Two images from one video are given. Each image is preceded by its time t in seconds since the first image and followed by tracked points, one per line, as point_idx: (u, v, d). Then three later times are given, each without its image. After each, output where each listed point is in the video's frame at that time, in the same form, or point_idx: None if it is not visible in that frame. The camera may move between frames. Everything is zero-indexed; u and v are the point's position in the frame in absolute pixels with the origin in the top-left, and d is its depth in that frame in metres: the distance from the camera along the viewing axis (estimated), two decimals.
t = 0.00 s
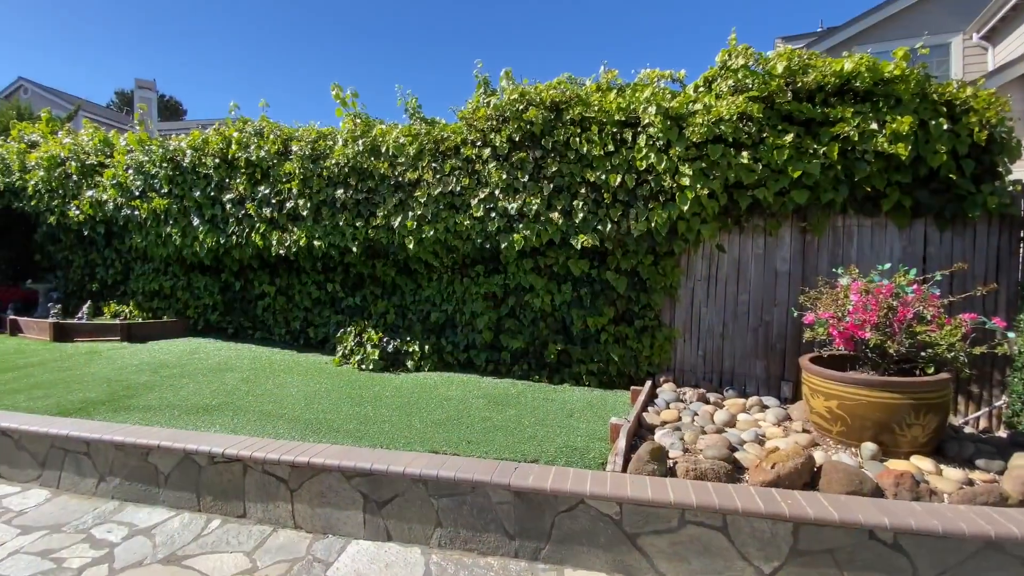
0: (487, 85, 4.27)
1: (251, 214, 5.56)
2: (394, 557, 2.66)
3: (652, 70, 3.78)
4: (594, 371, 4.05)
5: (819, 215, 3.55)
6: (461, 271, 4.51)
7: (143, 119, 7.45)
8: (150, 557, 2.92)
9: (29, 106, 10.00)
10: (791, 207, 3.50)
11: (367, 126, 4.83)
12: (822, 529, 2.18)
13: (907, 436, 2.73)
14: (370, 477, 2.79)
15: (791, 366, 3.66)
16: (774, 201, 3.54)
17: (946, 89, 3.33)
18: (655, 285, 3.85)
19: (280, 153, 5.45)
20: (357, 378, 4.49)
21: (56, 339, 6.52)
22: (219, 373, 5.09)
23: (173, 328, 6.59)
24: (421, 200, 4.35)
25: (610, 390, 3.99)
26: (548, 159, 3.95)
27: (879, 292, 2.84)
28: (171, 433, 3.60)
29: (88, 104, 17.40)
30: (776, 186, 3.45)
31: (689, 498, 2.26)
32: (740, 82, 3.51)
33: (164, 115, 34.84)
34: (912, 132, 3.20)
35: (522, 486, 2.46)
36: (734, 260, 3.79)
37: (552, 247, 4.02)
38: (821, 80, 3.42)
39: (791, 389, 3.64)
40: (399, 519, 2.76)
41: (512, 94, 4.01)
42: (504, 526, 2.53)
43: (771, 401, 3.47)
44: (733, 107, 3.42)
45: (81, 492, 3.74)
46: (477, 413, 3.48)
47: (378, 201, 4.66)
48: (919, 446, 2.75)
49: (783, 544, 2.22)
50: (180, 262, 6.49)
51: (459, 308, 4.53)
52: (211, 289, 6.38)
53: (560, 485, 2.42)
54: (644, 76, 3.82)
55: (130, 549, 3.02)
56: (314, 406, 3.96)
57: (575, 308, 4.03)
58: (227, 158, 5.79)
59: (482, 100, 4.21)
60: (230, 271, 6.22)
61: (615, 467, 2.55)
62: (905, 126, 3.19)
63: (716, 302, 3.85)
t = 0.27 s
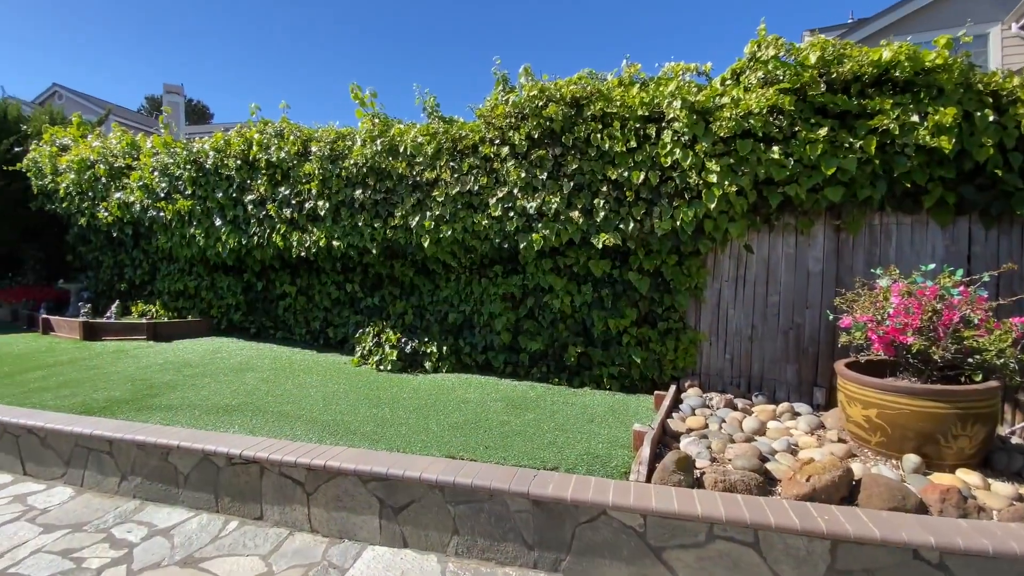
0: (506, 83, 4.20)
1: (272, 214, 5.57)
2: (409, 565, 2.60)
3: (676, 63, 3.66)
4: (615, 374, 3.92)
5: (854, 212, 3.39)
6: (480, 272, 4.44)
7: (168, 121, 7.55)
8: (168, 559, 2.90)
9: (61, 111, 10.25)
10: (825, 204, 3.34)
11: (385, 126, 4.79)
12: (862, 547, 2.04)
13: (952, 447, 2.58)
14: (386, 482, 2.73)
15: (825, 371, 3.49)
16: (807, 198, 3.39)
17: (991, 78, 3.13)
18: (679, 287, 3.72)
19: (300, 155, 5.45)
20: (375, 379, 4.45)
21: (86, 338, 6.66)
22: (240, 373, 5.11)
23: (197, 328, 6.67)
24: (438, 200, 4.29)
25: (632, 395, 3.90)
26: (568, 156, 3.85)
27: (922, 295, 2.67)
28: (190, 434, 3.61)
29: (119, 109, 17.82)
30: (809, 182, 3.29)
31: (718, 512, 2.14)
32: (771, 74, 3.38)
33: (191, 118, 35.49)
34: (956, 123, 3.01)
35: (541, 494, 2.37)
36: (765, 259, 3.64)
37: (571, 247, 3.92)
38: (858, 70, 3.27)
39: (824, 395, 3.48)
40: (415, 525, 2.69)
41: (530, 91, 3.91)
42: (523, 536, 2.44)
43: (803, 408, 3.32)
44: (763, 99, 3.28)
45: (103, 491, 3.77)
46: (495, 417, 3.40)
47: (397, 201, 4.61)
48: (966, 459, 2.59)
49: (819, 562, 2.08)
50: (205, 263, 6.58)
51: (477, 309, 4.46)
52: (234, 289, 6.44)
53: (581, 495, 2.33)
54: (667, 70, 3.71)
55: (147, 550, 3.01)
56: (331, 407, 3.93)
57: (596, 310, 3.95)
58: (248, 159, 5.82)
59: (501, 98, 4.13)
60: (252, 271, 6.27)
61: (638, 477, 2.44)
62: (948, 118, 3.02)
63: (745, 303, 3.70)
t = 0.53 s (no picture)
0: (528, 80, 4.11)
1: (296, 215, 5.60)
2: (429, 572, 2.53)
3: (706, 56, 3.54)
4: (641, 379, 3.80)
5: (897, 210, 3.20)
6: (501, 272, 4.36)
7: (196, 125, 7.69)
8: (190, 560, 2.90)
9: (98, 116, 10.56)
10: (866, 201, 3.17)
11: (407, 125, 4.76)
12: (912, 569, 1.89)
13: (1008, 462, 2.40)
14: (405, 487, 2.67)
15: (866, 376, 3.32)
16: (847, 195, 3.23)
17: None
18: (709, 288, 3.58)
19: (323, 155, 5.46)
20: (396, 380, 4.42)
21: (119, 336, 6.82)
22: (264, 372, 5.14)
23: (224, 327, 6.76)
24: (459, 200, 4.24)
25: (658, 399, 3.77)
26: (592, 153, 3.75)
27: (975, 297, 2.50)
28: (214, 434, 3.62)
29: (153, 113, 18.30)
30: (849, 178, 3.12)
31: (753, 528, 2.02)
32: (807, 65, 3.24)
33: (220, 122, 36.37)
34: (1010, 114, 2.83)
35: (564, 504, 2.28)
36: (800, 259, 3.48)
37: (595, 246, 3.83)
38: (902, 59, 3.10)
39: (865, 403, 3.30)
40: (435, 532, 2.62)
41: (553, 87, 3.83)
42: (546, 547, 2.35)
43: (841, 416, 3.16)
44: (800, 91, 3.13)
45: (130, 488, 3.81)
46: (517, 421, 3.32)
47: (418, 200, 4.57)
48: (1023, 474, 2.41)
49: None
50: (231, 263, 6.68)
51: (499, 310, 4.39)
52: (260, 289, 6.51)
53: (606, 506, 2.23)
54: (696, 62, 3.58)
55: (170, 550, 3.02)
56: (352, 408, 3.90)
57: (621, 311, 3.83)
58: (273, 160, 5.86)
59: (523, 95, 4.05)
60: (277, 272, 6.32)
61: (666, 488, 2.33)
62: (1001, 108, 2.83)
63: (778, 305, 3.55)
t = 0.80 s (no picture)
0: (553, 76, 4.02)
1: (322, 216, 5.63)
2: None
3: (740, 46, 3.40)
4: (670, 383, 3.67)
5: (948, 207, 3.01)
6: (525, 272, 4.28)
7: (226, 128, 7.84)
8: (214, 559, 2.89)
9: (135, 121, 10.89)
10: (914, 196, 2.98)
11: (431, 125, 4.72)
12: None
13: None
14: (428, 491, 2.61)
15: (914, 383, 3.14)
16: (893, 190, 3.05)
17: None
18: (742, 289, 3.44)
19: (348, 156, 5.48)
20: (420, 380, 4.39)
21: (154, 334, 6.98)
22: (289, 371, 5.18)
23: (253, 326, 6.85)
24: (482, 198, 4.17)
25: (688, 404, 3.64)
26: (620, 149, 3.64)
27: None
28: (240, 432, 3.64)
29: (188, 118, 18.81)
30: (896, 172, 2.95)
31: (795, 545, 1.90)
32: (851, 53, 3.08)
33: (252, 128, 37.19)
34: None
35: (591, 515, 2.19)
36: (842, 258, 3.31)
37: (622, 246, 3.71)
38: (953, 45, 2.91)
39: (912, 411, 3.12)
40: (457, 538, 2.55)
41: (579, 82, 3.73)
42: (572, 558, 2.26)
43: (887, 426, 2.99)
44: (843, 81, 2.98)
45: (159, 485, 3.87)
46: (541, 425, 3.23)
47: (441, 200, 4.53)
48: None
49: None
50: (260, 263, 6.78)
51: (523, 310, 4.31)
52: (287, 289, 6.58)
53: (636, 519, 2.12)
54: (730, 53, 3.44)
55: (195, 548, 3.03)
56: (375, 409, 3.87)
57: (648, 313, 3.70)
58: (299, 162, 5.90)
59: (547, 91, 3.96)
60: (303, 272, 6.37)
61: (700, 500, 2.21)
62: None
63: (818, 307, 3.38)
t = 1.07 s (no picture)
0: (579, 70, 3.92)
1: (347, 216, 5.64)
2: None
3: (778, 34, 3.25)
4: (702, 388, 3.53)
5: (1007, 201, 2.81)
6: (550, 272, 4.18)
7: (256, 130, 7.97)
8: (238, 559, 2.88)
9: (170, 125, 11.19)
10: (969, 190, 2.79)
11: (455, 123, 4.67)
12: None
13: None
14: (451, 497, 2.53)
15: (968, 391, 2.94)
16: (946, 184, 2.86)
17: None
18: (780, 290, 3.28)
19: (372, 156, 5.47)
20: (443, 381, 4.34)
21: (186, 332, 7.12)
22: (315, 370, 5.19)
23: (281, 325, 6.93)
24: (506, 197, 4.09)
25: (720, 410, 3.49)
26: (649, 144, 3.51)
27: None
28: (265, 432, 3.64)
29: (221, 123, 19.29)
30: (950, 165, 2.76)
31: (843, 565, 1.76)
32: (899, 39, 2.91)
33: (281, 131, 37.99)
34: None
35: (621, 526, 2.09)
36: (888, 258, 3.12)
37: (652, 244, 3.58)
38: (1013, 28, 2.71)
39: (965, 421, 2.93)
40: (481, 545, 2.48)
41: (606, 76, 3.62)
42: (600, 571, 2.16)
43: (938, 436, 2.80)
44: (891, 68, 2.81)
45: (186, 482, 3.90)
46: (567, 430, 3.14)
47: (465, 199, 4.47)
48: None
49: None
50: (287, 264, 6.86)
51: (547, 311, 4.21)
52: (313, 289, 6.64)
53: (669, 532, 2.01)
54: (766, 42, 3.30)
55: (220, 547, 3.03)
56: (399, 410, 3.82)
57: (679, 314, 3.57)
58: (325, 162, 5.93)
59: (573, 86, 3.87)
60: (329, 272, 6.41)
61: (737, 514, 2.09)
62: None
63: (863, 309, 3.20)
